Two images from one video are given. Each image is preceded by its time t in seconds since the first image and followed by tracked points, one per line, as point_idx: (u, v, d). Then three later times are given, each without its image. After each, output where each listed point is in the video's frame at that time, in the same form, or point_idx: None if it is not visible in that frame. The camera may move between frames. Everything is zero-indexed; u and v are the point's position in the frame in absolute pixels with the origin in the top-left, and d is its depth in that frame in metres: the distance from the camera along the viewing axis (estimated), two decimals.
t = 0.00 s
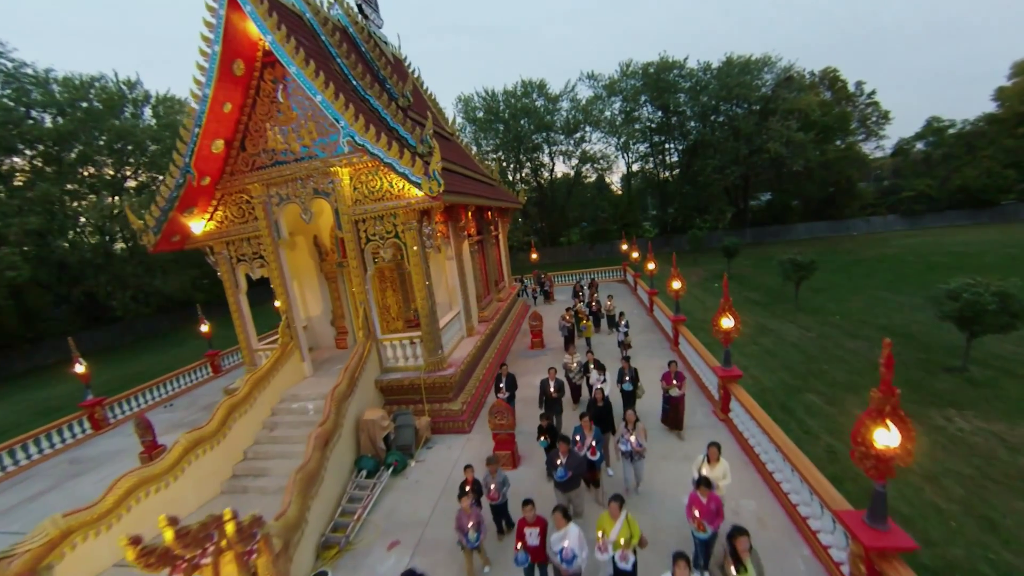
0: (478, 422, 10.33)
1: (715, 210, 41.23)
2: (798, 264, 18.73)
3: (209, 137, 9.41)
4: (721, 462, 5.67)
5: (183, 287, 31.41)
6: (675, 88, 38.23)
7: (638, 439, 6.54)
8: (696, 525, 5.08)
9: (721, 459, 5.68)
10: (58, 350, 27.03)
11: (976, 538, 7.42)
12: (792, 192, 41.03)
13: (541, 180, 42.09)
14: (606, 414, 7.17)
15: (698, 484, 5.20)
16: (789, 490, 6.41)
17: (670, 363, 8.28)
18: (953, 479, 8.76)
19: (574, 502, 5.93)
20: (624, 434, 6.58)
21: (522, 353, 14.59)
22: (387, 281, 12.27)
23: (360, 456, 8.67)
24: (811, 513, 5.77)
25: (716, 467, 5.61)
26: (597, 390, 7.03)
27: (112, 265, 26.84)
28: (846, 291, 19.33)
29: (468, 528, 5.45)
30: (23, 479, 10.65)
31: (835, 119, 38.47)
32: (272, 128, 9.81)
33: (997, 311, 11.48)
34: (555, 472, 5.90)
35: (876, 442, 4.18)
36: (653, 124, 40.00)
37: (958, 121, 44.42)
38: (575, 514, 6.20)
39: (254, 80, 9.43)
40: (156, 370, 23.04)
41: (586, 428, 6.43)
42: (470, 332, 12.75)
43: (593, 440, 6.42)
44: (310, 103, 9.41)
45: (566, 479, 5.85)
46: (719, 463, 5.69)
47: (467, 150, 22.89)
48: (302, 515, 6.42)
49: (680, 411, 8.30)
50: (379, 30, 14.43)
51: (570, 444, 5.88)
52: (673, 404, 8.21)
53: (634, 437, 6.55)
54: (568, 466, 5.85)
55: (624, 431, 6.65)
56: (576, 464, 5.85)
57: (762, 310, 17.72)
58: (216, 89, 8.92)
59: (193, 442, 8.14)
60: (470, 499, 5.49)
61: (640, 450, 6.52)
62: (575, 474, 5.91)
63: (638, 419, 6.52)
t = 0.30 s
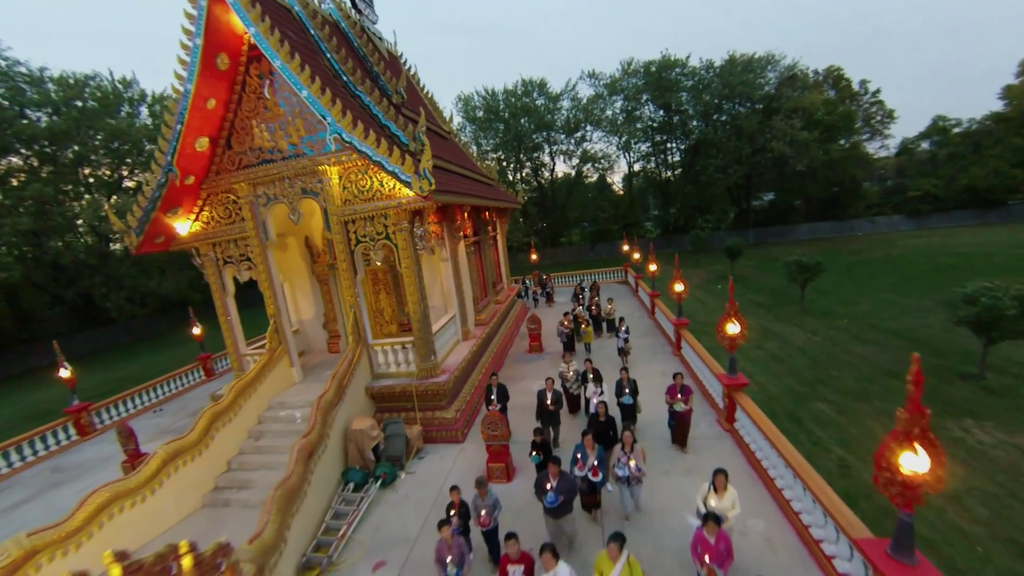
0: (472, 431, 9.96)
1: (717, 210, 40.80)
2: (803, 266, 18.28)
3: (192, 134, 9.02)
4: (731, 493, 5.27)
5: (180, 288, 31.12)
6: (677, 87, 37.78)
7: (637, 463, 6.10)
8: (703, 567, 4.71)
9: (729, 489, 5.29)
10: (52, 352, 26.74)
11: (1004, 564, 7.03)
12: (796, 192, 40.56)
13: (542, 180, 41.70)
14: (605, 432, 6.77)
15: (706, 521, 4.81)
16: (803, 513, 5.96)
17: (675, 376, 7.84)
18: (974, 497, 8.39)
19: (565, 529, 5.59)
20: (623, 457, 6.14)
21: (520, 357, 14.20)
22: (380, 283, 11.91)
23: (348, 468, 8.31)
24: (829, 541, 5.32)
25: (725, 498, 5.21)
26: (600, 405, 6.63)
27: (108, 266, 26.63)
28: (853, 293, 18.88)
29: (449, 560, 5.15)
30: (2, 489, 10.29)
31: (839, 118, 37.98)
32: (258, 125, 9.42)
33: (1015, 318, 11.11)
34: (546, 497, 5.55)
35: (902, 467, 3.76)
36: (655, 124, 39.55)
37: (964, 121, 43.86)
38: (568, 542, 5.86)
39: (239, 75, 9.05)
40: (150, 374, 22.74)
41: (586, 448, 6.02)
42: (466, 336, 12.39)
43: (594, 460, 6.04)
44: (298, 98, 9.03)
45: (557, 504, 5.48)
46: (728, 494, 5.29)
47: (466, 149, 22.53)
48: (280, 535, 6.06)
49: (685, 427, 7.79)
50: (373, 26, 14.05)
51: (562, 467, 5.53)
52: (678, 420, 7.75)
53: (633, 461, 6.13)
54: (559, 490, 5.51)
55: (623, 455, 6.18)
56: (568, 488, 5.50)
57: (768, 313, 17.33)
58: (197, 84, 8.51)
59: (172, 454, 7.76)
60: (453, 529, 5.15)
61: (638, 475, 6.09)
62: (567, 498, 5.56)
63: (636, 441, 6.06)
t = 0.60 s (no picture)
0: (468, 439, 9.59)
1: (719, 210, 40.37)
2: (809, 268, 17.86)
3: (175, 131, 8.64)
4: (744, 526, 4.79)
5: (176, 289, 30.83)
6: (679, 86, 37.28)
7: (640, 490, 5.51)
8: None
9: (740, 522, 4.82)
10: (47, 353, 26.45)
11: None
12: (799, 191, 40.11)
13: (542, 180, 41.35)
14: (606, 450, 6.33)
15: (717, 565, 4.29)
16: (818, 536, 5.52)
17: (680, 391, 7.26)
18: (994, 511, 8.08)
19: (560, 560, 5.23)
20: (625, 485, 5.55)
21: (519, 361, 13.82)
22: (374, 286, 11.57)
23: (336, 481, 7.94)
24: (848, 568, 4.94)
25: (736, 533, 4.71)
26: (601, 421, 6.21)
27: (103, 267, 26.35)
28: (860, 296, 18.48)
29: None
30: None
31: (843, 117, 37.52)
32: (245, 121, 9.04)
33: None
34: (540, 528, 5.17)
35: (937, 497, 3.35)
36: (657, 123, 39.14)
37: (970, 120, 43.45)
38: (561, 570, 5.53)
39: (224, 69, 8.68)
40: (145, 376, 22.46)
41: (585, 472, 5.59)
42: (463, 340, 12.02)
43: (595, 486, 5.53)
44: (285, 94, 8.65)
45: (551, 536, 5.10)
46: (741, 527, 4.80)
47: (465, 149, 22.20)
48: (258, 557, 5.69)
49: (691, 450, 7.08)
50: (368, 22, 13.71)
51: (554, 493, 5.16)
52: (682, 440, 7.07)
53: (637, 488, 5.53)
54: (554, 519, 5.17)
55: (625, 481, 5.62)
56: (563, 516, 5.17)
57: (773, 316, 16.96)
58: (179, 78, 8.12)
59: (150, 467, 7.34)
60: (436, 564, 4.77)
61: (643, 504, 5.46)
62: (562, 527, 5.23)
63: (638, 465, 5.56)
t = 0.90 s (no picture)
0: (462, 448, 9.24)
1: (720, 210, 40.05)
2: (813, 269, 17.57)
3: (155, 127, 8.22)
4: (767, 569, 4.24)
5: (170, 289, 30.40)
6: (678, 84, 37.03)
7: (650, 524, 5.06)
8: None
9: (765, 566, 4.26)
10: (36, 356, 26.01)
11: None
12: (799, 192, 39.82)
13: (541, 180, 41.03)
14: (605, 469, 5.94)
15: None
16: (836, 558, 5.21)
17: (684, 406, 6.82)
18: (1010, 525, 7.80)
19: None
20: (632, 518, 5.13)
21: (516, 364, 13.48)
22: (367, 288, 11.23)
23: (323, 495, 7.60)
24: None
25: None
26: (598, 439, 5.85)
27: (95, 268, 25.96)
28: (864, 297, 18.25)
29: None
30: None
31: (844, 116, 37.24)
32: (230, 117, 8.65)
33: None
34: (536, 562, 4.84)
35: (980, 531, 2.98)
36: (656, 122, 38.84)
37: (971, 120, 43.30)
38: None
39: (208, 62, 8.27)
40: (137, 379, 22.08)
41: (582, 498, 5.23)
42: (458, 344, 11.67)
43: (593, 516, 5.17)
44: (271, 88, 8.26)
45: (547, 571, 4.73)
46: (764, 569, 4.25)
47: (462, 148, 21.82)
48: None
49: (696, 470, 6.57)
50: (362, 16, 13.36)
51: (552, 526, 4.78)
52: (686, 458, 6.57)
53: (645, 522, 5.09)
54: (552, 554, 4.79)
55: (632, 513, 5.18)
56: (563, 552, 4.77)
57: (776, 318, 16.67)
58: (158, 71, 7.68)
59: (126, 481, 6.89)
60: None
61: (652, 540, 5.05)
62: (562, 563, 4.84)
63: (646, 495, 5.10)
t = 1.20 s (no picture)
0: (458, 457, 8.90)
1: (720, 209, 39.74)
2: (817, 270, 17.30)
3: (135, 123, 7.83)
4: None
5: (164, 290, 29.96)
6: (678, 84, 36.75)
7: (661, 564, 4.57)
8: None
9: None
10: (26, 358, 25.54)
11: None
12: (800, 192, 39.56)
13: (540, 180, 40.70)
14: (607, 491, 5.55)
15: None
16: None
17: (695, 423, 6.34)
18: None
19: None
20: (641, 556, 4.61)
21: (515, 369, 13.11)
22: (361, 290, 10.90)
23: (311, 509, 7.22)
24: None
25: None
26: (597, 459, 5.46)
27: (86, 268, 25.52)
28: (868, 299, 18.01)
29: None
30: None
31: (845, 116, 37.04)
32: (215, 112, 8.28)
33: None
34: None
35: None
36: (656, 122, 38.57)
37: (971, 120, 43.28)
38: None
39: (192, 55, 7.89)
40: (131, 381, 21.70)
41: (581, 531, 4.84)
42: (455, 348, 11.33)
43: (595, 550, 4.74)
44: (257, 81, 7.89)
45: None
46: None
47: (460, 147, 21.47)
48: None
49: (708, 492, 6.11)
50: (356, 11, 13.02)
51: (553, 564, 4.37)
52: (697, 480, 6.08)
53: (656, 560, 4.59)
54: None
55: (642, 550, 4.66)
56: None
57: (780, 321, 16.41)
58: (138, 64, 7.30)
59: (102, 496, 6.45)
60: None
61: None
62: None
63: (656, 530, 4.61)
